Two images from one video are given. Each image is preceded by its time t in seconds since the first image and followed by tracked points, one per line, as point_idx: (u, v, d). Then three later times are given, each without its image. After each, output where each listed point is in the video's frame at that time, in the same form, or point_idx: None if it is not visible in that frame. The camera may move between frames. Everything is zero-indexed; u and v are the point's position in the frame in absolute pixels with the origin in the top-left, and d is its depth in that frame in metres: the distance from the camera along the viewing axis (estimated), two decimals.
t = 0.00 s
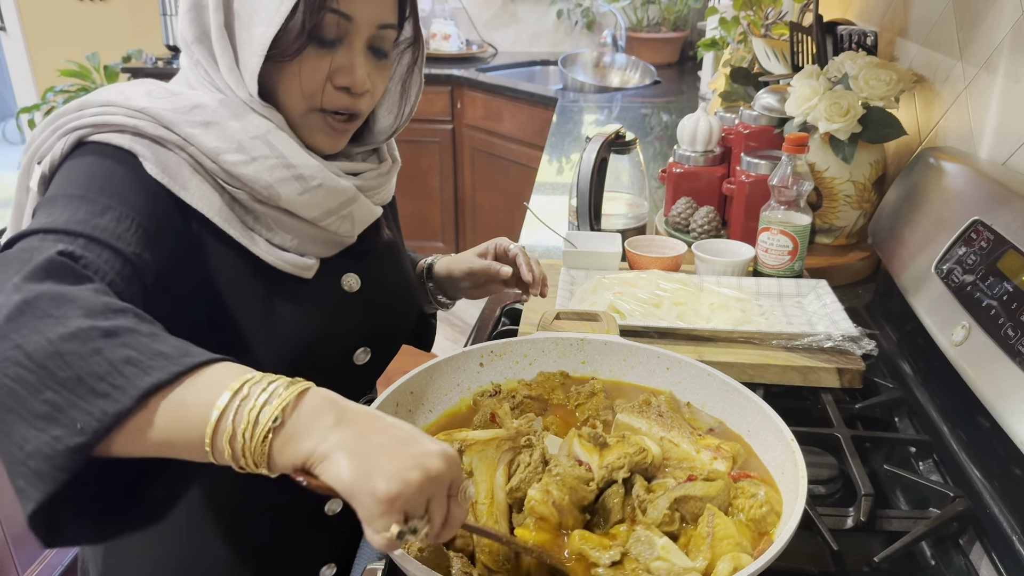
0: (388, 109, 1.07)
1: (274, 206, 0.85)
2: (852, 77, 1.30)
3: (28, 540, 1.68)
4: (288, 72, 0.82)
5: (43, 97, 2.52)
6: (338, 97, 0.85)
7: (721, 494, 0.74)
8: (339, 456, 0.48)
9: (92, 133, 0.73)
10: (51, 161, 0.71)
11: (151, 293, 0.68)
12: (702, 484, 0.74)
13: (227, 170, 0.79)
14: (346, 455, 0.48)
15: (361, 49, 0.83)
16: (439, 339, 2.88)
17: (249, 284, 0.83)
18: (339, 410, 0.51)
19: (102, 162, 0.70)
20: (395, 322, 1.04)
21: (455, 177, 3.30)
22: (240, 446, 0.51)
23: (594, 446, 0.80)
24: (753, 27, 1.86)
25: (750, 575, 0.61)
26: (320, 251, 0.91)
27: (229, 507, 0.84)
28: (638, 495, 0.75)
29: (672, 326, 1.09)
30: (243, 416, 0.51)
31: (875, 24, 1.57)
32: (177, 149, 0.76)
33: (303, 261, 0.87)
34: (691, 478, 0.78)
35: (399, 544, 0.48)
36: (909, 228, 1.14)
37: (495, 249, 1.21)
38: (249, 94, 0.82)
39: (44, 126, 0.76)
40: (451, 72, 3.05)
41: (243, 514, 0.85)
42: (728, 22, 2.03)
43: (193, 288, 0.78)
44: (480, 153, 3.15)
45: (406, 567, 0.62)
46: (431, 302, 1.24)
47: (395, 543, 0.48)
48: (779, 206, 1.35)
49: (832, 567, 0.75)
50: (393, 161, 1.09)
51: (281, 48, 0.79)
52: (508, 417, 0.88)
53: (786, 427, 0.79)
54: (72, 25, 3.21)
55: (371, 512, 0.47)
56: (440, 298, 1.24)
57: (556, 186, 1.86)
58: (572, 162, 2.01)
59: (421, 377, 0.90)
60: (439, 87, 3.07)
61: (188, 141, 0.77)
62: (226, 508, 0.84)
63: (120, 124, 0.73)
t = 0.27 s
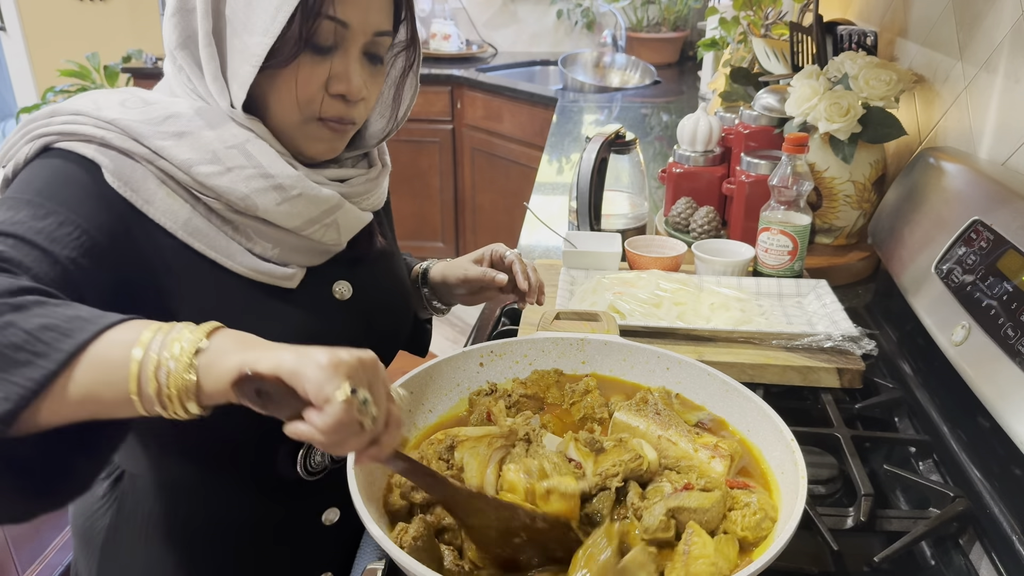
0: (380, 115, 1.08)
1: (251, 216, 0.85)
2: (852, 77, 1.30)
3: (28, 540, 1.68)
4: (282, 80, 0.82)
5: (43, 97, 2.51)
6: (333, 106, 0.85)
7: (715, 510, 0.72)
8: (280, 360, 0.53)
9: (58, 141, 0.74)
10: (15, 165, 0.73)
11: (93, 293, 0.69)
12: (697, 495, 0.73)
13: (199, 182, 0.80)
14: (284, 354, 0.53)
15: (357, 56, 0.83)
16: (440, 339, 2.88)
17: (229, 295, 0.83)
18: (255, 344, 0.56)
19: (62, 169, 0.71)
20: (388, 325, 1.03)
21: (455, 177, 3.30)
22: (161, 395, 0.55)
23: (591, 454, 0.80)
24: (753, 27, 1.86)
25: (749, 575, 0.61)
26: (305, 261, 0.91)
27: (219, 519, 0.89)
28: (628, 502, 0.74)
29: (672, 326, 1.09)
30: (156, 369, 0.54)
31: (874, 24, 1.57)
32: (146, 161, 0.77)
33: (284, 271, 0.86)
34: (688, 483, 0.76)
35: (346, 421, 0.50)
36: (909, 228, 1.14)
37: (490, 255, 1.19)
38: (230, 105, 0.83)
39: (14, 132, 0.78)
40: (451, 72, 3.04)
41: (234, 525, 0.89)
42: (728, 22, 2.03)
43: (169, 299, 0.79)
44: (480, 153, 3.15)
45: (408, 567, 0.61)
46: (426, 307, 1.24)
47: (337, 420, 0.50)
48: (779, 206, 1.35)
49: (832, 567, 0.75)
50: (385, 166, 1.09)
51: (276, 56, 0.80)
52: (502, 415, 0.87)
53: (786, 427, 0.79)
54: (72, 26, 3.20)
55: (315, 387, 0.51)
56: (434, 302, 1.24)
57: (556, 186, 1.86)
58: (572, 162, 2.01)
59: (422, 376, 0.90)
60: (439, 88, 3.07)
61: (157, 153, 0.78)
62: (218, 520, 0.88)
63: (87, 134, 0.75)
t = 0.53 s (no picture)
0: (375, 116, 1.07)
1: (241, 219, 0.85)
2: (852, 77, 1.30)
3: (27, 540, 1.67)
4: (294, 85, 0.81)
5: (43, 97, 2.50)
6: (344, 110, 0.85)
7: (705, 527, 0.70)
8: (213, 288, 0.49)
9: (42, 142, 0.76)
10: None
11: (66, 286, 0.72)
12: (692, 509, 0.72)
13: (184, 186, 0.80)
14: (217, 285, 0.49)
15: (366, 59, 0.83)
16: (440, 339, 2.88)
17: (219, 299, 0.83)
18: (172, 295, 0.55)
19: (37, 170, 0.74)
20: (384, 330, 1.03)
21: (455, 177, 3.29)
22: (72, 346, 0.54)
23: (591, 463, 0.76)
24: (753, 27, 1.86)
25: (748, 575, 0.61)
26: (298, 263, 0.92)
27: (222, 521, 0.89)
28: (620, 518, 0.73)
29: (672, 326, 1.09)
30: (70, 321, 0.54)
31: (874, 24, 1.57)
32: (128, 167, 0.78)
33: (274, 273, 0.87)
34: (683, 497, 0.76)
35: (295, 335, 0.45)
36: (908, 228, 1.14)
37: (492, 251, 1.20)
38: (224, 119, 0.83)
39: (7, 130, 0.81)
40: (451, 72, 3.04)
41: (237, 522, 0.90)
42: (728, 22, 2.03)
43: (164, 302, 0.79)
44: (480, 153, 3.15)
45: (408, 567, 0.61)
46: (430, 306, 1.24)
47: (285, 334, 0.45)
48: (779, 206, 1.35)
49: (832, 567, 0.75)
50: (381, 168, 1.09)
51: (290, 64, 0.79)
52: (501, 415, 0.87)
53: (786, 426, 0.79)
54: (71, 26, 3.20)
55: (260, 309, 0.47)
56: (438, 301, 1.24)
57: (556, 186, 1.86)
58: (572, 163, 2.01)
59: (421, 377, 0.90)
60: (439, 88, 3.07)
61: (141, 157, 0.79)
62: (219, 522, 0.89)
63: (69, 137, 0.76)
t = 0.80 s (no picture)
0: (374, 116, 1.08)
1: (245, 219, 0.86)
2: (852, 77, 1.30)
3: (27, 541, 1.67)
4: (300, 83, 0.81)
5: (43, 97, 2.51)
6: (349, 108, 0.85)
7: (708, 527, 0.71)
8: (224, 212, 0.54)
9: (46, 139, 0.75)
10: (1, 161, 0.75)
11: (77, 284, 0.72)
12: (692, 509, 0.72)
13: (188, 183, 0.80)
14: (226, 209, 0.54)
15: (370, 59, 0.83)
16: (439, 339, 2.88)
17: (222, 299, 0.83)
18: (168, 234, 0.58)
19: (40, 165, 0.73)
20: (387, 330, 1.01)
21: (455, 177, 3.29)
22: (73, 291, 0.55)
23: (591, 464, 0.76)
24: (753, 27, 1.86)
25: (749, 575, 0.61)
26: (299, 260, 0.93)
27: (222, 522, 0.90)
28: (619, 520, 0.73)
29: (672, 326, 1.09)
30: (68, 267, 0.55)
31: (874, 24, 1.57)
32: (133, 164, 0.78)
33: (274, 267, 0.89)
34: (685, 497, 0.76)
35: (309, 242, 0.49)
36: (908, 228, 1.14)
37: (491, 246, 1.20)
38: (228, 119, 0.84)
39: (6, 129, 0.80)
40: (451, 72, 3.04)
41: (237, 525, 0.90)
42: (728, 22, 2.03)
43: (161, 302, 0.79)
44: (480, 153, 3.15)
45: (408, 567, 0.61)
46: (428, 303, 1.24)
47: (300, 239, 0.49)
48: (779, 206, 1.35)
49: (832, 567, 0.75)
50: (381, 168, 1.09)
51: (294, 62, 0.79)
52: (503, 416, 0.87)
53: (786, 426, 0.79)
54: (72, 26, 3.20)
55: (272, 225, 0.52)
56: (436, 298, 1.24)
57: (556, 186, 1.86)
58: (572, 163, 2.01)
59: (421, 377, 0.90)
60: (439, 88, 3.07)
61: (145, 154, 0.79)
62: (220, 523, 0.89)
63: (73, 134, 0.76)
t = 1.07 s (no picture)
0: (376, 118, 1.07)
1: (255, 216, 0.87)
2: (852, 77, 1.30)
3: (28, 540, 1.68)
4: (304, 85, 0.81)
5: (43, 97, 2.51)
6: (352, 111, 0.85)
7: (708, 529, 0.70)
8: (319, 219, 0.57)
9: (63, 136, 0.73)
10: (17, 160, 0.72)
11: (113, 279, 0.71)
12: (693, 509, 0.72)
13: (203, 181, 0.81)
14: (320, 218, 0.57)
15: (373, 64, 0.83)
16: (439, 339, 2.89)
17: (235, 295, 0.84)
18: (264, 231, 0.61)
19: (66, 159, 0.70)
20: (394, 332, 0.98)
21: (455, 177, 3.30)
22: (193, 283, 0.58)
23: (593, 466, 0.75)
24: (753, 27, 1.86)
25: None
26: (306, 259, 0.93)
27: (226, 525, 0.90)
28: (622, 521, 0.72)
29: (671, 326, 1.09)
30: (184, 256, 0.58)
31: (874, 24, 1.57)
32: (152, 159, 0.78)
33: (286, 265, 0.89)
34: (687, 497, 0.76)
35: (388, 258, 0.54)
36: (909, 228, 1.14)
37: (487, 242, 1.21)
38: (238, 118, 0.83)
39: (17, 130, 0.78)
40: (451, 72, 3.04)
41: (243, 526, 0.91)
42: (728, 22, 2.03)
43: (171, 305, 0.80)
44: (480, 153, 3.15)
45: (407, 567, 0.61)
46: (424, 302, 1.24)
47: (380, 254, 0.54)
48: (779, 206, 1.35)
49: (832, 567, 0.75)
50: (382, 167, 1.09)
51: (300, 65, 0.79)
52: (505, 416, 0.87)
53: (786, 426, 0.79)
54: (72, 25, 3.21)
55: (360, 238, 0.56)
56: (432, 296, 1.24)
57: (556, 187, 1.86)
58: (572, 163, 2.01)
59: (422, 376, 0.90)
60: (439, 88, 3.07)
61: (164, 150, 0.79)
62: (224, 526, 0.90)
63: (93, 129, 0.74)
